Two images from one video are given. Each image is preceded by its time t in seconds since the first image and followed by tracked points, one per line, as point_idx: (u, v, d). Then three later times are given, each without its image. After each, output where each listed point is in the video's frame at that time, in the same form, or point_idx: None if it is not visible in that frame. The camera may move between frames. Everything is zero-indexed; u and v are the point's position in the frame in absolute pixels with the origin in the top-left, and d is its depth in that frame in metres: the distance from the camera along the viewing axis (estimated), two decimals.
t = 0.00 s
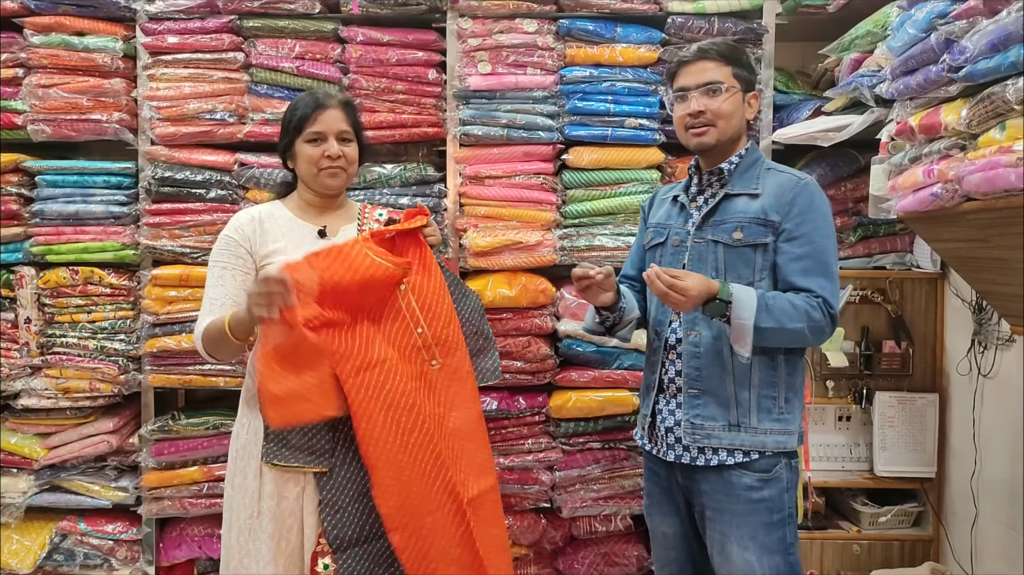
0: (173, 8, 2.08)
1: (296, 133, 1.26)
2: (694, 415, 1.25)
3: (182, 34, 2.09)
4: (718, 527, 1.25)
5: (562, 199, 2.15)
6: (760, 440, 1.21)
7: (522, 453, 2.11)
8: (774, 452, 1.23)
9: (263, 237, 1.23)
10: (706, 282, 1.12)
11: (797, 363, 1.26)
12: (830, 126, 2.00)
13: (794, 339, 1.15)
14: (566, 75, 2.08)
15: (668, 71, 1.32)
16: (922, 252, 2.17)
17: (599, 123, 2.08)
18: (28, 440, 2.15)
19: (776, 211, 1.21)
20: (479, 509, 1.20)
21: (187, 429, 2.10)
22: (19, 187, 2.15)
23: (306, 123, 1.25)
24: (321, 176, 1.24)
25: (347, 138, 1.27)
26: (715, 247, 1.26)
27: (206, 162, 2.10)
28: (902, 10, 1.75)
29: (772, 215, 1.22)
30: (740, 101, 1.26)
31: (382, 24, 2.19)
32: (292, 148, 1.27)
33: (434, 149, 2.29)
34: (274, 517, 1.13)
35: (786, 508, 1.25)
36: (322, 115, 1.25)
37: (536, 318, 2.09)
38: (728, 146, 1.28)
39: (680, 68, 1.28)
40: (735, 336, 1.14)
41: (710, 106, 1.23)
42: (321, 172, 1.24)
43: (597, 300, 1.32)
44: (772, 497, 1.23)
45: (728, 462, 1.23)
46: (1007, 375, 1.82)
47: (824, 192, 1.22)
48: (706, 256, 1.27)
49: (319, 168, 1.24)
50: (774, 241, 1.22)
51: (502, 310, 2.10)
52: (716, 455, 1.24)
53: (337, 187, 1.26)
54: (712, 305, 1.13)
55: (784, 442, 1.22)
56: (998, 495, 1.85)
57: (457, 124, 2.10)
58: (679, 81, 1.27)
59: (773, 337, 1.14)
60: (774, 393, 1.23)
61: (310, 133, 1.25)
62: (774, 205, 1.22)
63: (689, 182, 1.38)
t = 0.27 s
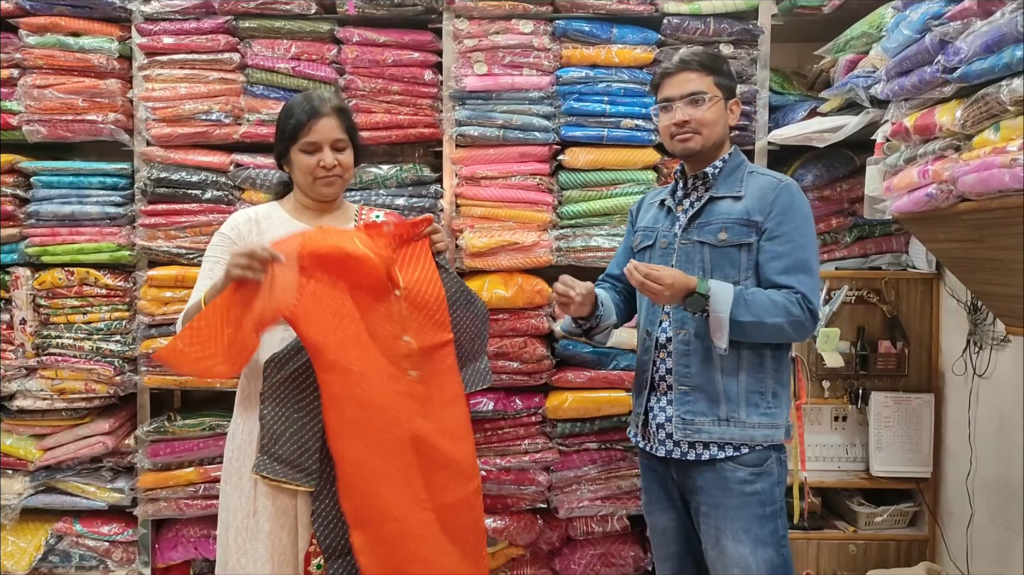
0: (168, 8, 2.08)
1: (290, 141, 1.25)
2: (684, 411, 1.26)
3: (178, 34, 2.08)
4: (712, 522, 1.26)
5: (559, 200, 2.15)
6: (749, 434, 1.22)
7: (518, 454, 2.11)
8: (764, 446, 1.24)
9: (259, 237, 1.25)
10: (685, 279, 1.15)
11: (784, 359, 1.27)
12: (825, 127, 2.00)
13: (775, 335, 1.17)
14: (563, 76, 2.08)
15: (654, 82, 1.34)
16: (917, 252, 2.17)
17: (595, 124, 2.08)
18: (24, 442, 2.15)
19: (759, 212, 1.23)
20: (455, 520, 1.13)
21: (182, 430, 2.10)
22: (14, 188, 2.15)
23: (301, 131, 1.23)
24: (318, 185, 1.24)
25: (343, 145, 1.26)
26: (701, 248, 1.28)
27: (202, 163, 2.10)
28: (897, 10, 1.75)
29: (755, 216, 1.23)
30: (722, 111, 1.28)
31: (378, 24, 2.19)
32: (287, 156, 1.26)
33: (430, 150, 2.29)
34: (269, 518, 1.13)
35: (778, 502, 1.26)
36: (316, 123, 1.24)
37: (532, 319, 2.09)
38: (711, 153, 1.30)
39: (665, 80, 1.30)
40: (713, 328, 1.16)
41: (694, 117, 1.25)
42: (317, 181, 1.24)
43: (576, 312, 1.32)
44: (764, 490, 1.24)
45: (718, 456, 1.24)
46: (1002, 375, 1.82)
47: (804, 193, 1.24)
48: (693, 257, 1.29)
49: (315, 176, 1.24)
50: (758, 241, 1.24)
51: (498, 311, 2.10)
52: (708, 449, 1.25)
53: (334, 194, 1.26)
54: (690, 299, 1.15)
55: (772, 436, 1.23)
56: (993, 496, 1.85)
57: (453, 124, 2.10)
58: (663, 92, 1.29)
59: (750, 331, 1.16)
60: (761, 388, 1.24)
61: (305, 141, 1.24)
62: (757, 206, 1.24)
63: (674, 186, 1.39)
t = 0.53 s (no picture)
0: (165, 10, 2.08)
1: (285, 142, 1.24)
2: (680, 411, 1.26)
3: (175, 35, 2.08)
4: (705, 517, 1.26)
5: (557, 200, 2.15)
6: (742, 431, 1.23)
7: (517, 454, 2.11)
8: (757, 442, 1.25)
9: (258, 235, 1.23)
10: (677, 285, 1.16)
11: (776, 357, 1.27)
12: (822, 127, 2.00)
13: (770, 334, 1.18)
14: (560, 77, 2.08)
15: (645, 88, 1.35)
16: (915, 252, 2.18)
17: (593, 124, 2.08)
18: (22, 443, 2.15)
19: (750, 215, 1.24)
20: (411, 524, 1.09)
21: (180, 431, 2.10)
22: (12, 189, 2.15)
23: (296, 133, 1.23)
24: (314, 186, 1.25)
25: (339, 147, 1.26)
26: (695, 251, 1.28)
27: (200, 164, 2.10)
28: (893, 11, 1.75)
29: (747, 220, 1.24)
30: (712, 115, 1.28)
31: (375, 25, 2.19)
32: (283, 157, 1.26)
33: (428, 150, 2.29)
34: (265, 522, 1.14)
35: (770, 497, 1.27)
36: (311, 125, 1.23)
37: (531, 319, 2.09)
38: (702, 156, 1.31)
39: (655, 85, 1.31)
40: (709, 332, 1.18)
41: (684, 121, 1.26)
42: (313, 182, 1.25)
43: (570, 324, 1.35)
44: (757, 486, 1.25)
45: (713, 453, 1.24)
46: (999, 375, 1.82)
47: (794, 195, 1.25)
48: (686, 259, 1.29)
49: (310, 178, 1.25)
50: (750, 244, 1.24)
51: (496, 311, 2.10)
52: (704, 447, 1.25)
53: (329, 196, 1.27)
54: (686, 304, 1.17)
55: (766, 433, 1.24)
56: (990, 495, 1.85)
57: (451, 125, 2.10)
58: (654, 98, 1.29)
59: (746, 333, 1.18)
60: (754, 385, 1.25)
61: (300, 144, 1.24)
62: (748, 209, 1.25)
63: (667, 191, 1.39)
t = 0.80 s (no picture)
0: (167, 8, 2.08)
1: (288, 140, 1.25)
2: (684, 409, 1.26)
3: (177, 34, 2.09)
4: (705, 512, 1.26)
5: (557, 199, 2.15)
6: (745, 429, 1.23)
7: (517, 453, 2.11)
8: (759, 439, 1.25)
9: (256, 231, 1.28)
10: (682, 288, 1.15)
11: (776, 356, 1.28)
12: (824, 126, 2.00)
13: (771, 336, 1.19)
14: (561, 76, 2.08)
15: (648, 88, 1.35)
16: (916, 252, 2.18)
17: (594, 123, 2.08)
18: (23, 441, 2.15)
19: (751, 218, 1.25)
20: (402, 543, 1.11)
21: (181, 430, 2.10)
22: (14, 188, 2.15)
23: (297, 131, 1.24)
24: (315, 183, 1.25)
25: (340, 145, 1.27)
26: (697, 252, 1.28)
27: (201, 162, 2.10)
28: (895, 10, 1.75)
29: (748, 221, 1.25)
30: (715, 115, 1.29)
31: (377, 24, 2.19)
32: (285, 154, 1.26)
33: (430, 149, 2.29)
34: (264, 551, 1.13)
35: (770, 493, 1.27)
36: (313, 122, 1.24)
37: (532, 318, 2.09)
38: (704, 156, 1.30)
39: (660, 82, 1.31)
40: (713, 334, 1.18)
41: (689, 117, 1.26)
42: (314, 179, 1.25)
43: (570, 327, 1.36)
44: (758, 482, 1.25)
45: (717, 450, 1.24)
46: (1000, 375, 1.82)
47: (794, 197, 1.26)
48: (687, 260, 1.29)
49: (312, 175, 1.25)
50: (751, 246, 1.25)
51: (497, 310, 2.10)
52: (707, 444, 1.25)
53: (330, 194, 1.27)
54: (690, 308, 1.17)
55: (767, 429, 1.25)
56: (991, 495, 1.85)
57: (452, 124, 2.10)
58: (659, 94, 1.30)
59: (749, 335, 1.19)
60: (756, 382, 1.25)
61: (302, 141, 1.25)
62: (750, 211, 1.25)
63: (667, 192, 1.39)
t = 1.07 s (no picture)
0: (165, 10, 2.08)
1: (285, 140, 1.25)
2: (687, 412, 1.26)
3: (175, 35, 2.08)
4: (708, 512, 1.26)
5: (556, 201, 2.15)
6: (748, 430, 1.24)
7: (515, 455, 2.11)
8: (762, 440, 1.26)
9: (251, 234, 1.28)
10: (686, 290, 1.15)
11: (775, 356, 1.28)
12: (821, 128, 2.00)
13: (772, 336, 1.19)
14: (560, 77, 2.08)
15: (642, 89, 1.35)
16: (914, 254, 2.18)
17: (592, 125, 2.08)
18: (20, 443, 2.15)
19: (750, 219, 1.25)
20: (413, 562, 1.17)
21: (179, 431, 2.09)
22: (11, 189, 2.15)
23: (296, 131, 1.24)
24: (313, 183, 1.25)
25: (338, 145, 1.27)
26: (697, 255, 1.28)
27: (199, 164, 2.10)
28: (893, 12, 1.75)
29: (747, 223, 1.25)
30: (711, 118, 1.29)
31: (375, 26, 2.19)
32: (283, 156, 1.27)
33: (428, 151, 2.29)
34: None
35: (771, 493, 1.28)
36: (311, 123, 1.24)
37: (530, 320, 2.09)
38: (701, 159, 1.30)
39: (656, 85, 1.30)
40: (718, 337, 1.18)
41: (686, 120, 1.26)
42: (312, 179, 1.25)
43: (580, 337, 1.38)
44: (760, 482, 1.25)
45: (721, 452, 1.25)
46: (998, 377, 1.83)
47: (791, 198, 1.26)
48: (687, 263, 1.29)
49: (310, 175, 1.25)
50: (750, 247, 1.26)
51: (495, 312, 2.09)
52: (711, 446, 1.25)
53: (328, 194, 1.27)
54: (693, 310, 1.17)
55: (770, 430, 1.25)
56: (988, 497, 1.85)
57: (450, 126, 2.10)
58: (654, 98, 1.29)
59: (753, 336, 1.19)
60: (758, 384, 1.26)
61: (300, 141, 1.25)
62: (748, 213, 1.26)
63: (664, 194, 1.39)
